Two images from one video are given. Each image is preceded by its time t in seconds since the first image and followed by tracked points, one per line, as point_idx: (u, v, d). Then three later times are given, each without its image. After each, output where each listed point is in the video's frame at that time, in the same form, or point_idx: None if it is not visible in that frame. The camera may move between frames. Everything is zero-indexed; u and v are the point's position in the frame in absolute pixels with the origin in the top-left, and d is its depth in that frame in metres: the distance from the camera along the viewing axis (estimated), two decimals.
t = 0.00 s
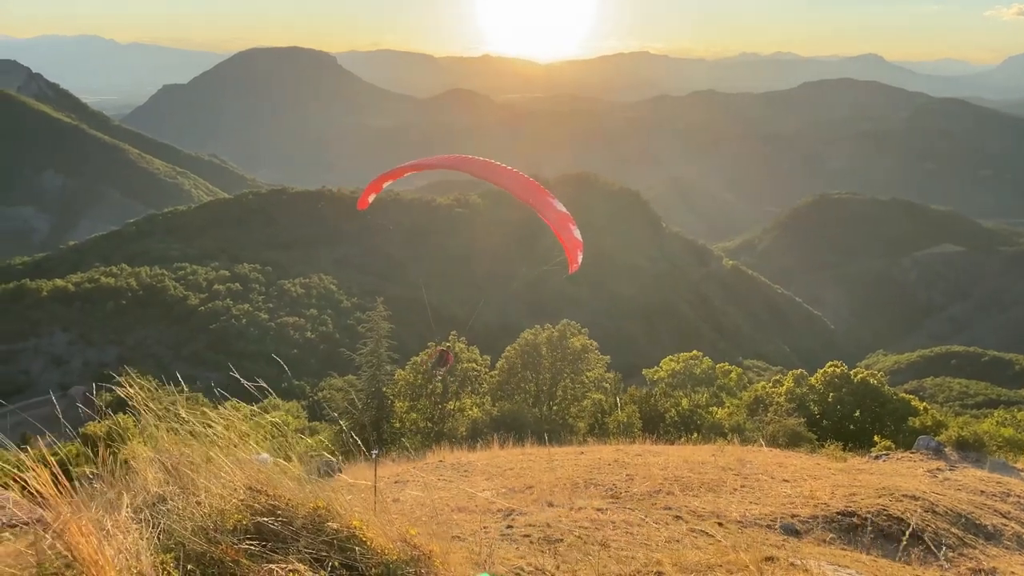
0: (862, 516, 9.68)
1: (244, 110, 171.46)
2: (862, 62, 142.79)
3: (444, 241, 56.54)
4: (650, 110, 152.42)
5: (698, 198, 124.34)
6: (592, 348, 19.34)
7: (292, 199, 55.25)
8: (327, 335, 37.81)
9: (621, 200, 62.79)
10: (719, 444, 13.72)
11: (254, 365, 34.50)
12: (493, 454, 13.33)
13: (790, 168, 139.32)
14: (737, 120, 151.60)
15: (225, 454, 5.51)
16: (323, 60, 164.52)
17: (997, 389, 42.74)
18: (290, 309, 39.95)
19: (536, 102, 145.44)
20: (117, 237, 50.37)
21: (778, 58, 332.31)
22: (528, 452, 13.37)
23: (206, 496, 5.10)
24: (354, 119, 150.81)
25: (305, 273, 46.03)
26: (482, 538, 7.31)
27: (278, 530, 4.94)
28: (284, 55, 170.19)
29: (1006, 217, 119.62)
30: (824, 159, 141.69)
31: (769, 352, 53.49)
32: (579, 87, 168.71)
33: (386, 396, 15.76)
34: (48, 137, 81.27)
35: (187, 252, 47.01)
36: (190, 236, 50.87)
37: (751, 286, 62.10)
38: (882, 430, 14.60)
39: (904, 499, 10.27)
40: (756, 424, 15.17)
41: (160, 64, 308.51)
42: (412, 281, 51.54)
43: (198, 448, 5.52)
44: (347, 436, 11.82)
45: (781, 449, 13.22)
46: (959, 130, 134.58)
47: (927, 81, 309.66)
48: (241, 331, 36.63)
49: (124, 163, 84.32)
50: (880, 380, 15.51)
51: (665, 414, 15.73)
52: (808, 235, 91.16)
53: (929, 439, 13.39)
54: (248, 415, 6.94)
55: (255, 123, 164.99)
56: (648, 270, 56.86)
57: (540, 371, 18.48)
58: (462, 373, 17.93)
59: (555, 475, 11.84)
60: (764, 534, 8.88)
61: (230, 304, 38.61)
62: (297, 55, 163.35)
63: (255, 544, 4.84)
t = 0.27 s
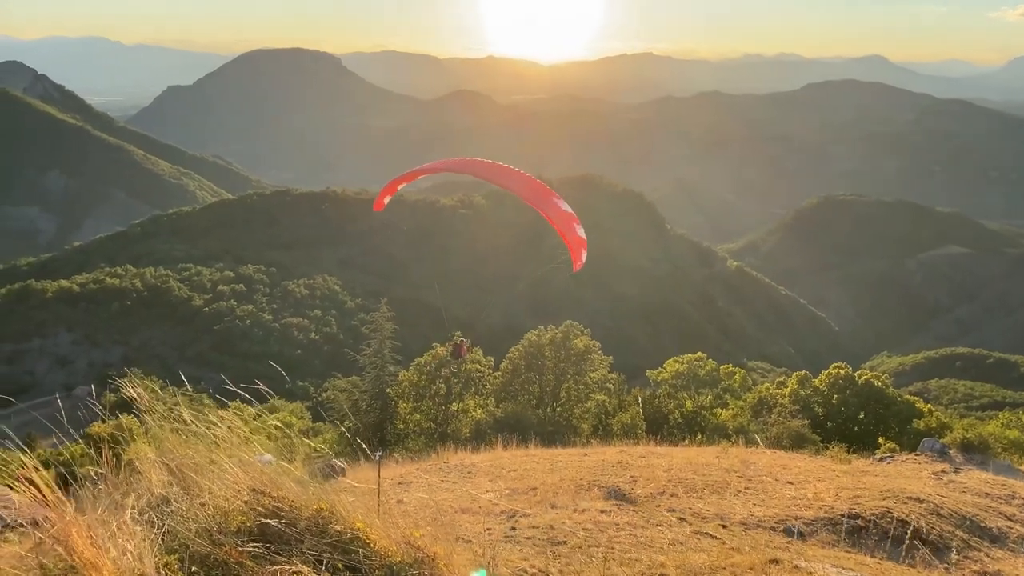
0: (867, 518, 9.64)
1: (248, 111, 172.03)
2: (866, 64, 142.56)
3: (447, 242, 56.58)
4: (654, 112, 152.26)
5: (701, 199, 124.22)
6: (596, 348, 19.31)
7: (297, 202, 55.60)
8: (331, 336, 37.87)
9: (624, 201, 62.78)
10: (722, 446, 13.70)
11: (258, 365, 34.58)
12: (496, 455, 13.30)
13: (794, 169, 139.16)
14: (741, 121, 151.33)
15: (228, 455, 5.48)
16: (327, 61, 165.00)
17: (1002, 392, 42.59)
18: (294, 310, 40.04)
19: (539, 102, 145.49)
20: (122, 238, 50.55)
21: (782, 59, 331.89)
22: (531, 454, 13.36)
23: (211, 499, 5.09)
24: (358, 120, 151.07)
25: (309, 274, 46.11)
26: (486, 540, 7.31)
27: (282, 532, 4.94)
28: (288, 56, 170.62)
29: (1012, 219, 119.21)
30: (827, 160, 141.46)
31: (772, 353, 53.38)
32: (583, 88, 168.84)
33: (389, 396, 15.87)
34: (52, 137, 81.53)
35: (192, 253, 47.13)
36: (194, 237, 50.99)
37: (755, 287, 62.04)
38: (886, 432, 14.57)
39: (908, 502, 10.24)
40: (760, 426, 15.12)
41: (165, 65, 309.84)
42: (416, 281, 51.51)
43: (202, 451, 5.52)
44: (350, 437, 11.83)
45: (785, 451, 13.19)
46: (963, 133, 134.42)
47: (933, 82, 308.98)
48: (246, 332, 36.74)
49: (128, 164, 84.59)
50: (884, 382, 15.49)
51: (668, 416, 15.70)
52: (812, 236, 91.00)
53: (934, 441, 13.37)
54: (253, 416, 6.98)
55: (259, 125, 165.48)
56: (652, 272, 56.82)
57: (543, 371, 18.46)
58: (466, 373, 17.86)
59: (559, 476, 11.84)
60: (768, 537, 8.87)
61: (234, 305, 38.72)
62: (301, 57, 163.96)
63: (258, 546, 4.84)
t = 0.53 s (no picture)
0: (870, 522, 9.63)
1: (251, 113, 172.39)
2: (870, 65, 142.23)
3: (450, 244, 56.64)
4: (657, 113, 152.12)
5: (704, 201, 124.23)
6: (599, 350, 19.29)
7: (300, 205, 55.77)
8: (334, 339, 37.88)
9: (627, 204, 62.77)
10: (725, 449, 13.71)
11: (260, 368, 34.61)
12: (499, 458, 13.30)
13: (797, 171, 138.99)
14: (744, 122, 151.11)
15: (232, 456, 5.51)
16: (330, 64, 165.36)
17: (1006, 395, 42.41)
18: (297, 312, 40.11)
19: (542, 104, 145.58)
20: (126, 240, 50.64)
21: (786, 60, 331.56)
22: (534, 456, 13.36)
23: (214, 499, 5.10)
24: (362, 122, 151.26)
25: (312, 277, 46.15)
26: (488, 542, 7.32)
27: (284, 533, 4.94)
28: (291, 58, 171.03)
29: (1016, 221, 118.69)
30: (831, 162, 141.20)
31: (776, 356, 53.27)
32: (586, 90, 168.93)
33: (392, 399, 15.95)
34: (56, 140, 81.87)
35: (195, 255, 47.24)
36: (198, 239, 51.14)
37: (758, 289, 61.93)
38: (890, 435, 14.54)
39: (912, 505, 10.21)
40: (764, 429, 15.11)
41: (169, 68, 310.52)
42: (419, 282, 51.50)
43: (206, 452, 5.54)
44: (353, 439, 11.82)
45: (788, 454, 13.17)
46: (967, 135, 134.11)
47: (937, 84, 308.20)
48: (249, 334, 36.81)
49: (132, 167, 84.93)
50: (888, 385, 15.46)
51: (671, 419, 15.69)
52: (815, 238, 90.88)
53: (937, 444, 13.32)
54: (256, 418, 6.99)
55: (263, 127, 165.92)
56: (655, 274, 56.77)
57: (545, 374, 18.48)
58: (470, 376, 17.83)
59: (561, 479, 11.83)
60: (771, 540, 8.84)
61: (237, 307, 38.81)
62: (304, 59, 164.28)
63: (260, 549, 4.83)
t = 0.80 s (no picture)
0: (874, 526, 9.61)
1: (254, 116, 172.76)
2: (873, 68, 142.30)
3: (452, 247, 56.68)
4: (660, 117, 152.21)
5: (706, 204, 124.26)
6: (602, 354, 19.29)
7: (303, 208, 55.85)
8: (337, 342, 37.94)
9: (629, 207, 62.79)
10: (728, 453, 13.70)
11: (263, 371, 34.66)
12: (501, 461, 13.31)
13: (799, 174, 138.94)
14: (746, 125, 151.00)
15: (236, 459, 5.49)
16: (333, 67, 165.85)
17: (1010, 398, 42.35)
18: (300, 315, 40.18)
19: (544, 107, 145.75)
20: (129, 243, 50.69)
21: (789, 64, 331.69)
22: (536, 460, 13.34)
23: (216, 504, 5.09)
24: (364, 125, 151.54)
25: (315, 280, 46.21)
26: (491, 547, 7.31)
27: (287, 538, 4.93)
28: (294, 62, 171.56)
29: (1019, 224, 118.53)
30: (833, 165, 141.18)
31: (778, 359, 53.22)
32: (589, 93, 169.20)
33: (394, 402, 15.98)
34: (59, 143, 82.08)
35: (199, 258, 47.32)
36: (201, 242, 51.22)
37: (761, 293, 61.92)
38: (893, 439, 14.53)
39: (915, 509, 10.19)
40: (766, 432, 15.09)
41: (173, 72, 311.24)
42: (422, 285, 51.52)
43: (208, 455, 5.53)
44: (356, 443, 11.82)
45: (791, 458, 13.15)
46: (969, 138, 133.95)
47: (939, 87, 308.11)
48: (252, 337, 36.90)
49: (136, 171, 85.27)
50: (891, 388, 15.46)
51: (673, 422, 15.68)
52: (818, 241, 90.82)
53: (941, 448, 13.31)
54: (259, 422, 6.98)
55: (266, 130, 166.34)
56: (657, 276, 56.78)
57: (548, 377, 18.49)
58: (472, 379, 17.87)
59: (564, 482, 11.84)
60: (775, 544, 8.84)
61: (240, 310, 38.89)
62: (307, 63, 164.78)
63: (262, 555, 4.82)
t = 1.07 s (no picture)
0: (876, 530, 9.59)
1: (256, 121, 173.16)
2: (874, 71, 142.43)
3: (454, 250, 56.71)
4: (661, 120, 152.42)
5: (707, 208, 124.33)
6: (604, 358, 19.30)
7: (305, 212, 55.90)
8: (338, 346, 37.97)
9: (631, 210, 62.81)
10: (730, 457, 13.70)
11: (265, 375, 34.68)
12: (503, 466, 13.28)
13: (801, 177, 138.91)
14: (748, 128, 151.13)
15: (237, 463, 5.48)
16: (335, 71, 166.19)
17: (1012, 403, 42.28)
18: (302, 319, 40.22)
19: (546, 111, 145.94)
20: (131, 247, 50.77)
21: (789, 68, 332.11)
22: (537, 465, 13.33)
23: (218, 509, 5.09)
24: (366, 128, 151.72)
25: (317, 284, 46.23)
26: (494, 552, 7.29)
27: (289, 543, 4.92)
28: (296, 66, 171.98)
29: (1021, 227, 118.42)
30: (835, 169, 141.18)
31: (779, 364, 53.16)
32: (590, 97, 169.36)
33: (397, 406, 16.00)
34: (61, 147, 82.24)
35: (200, 262, 47.39)
36: (203, 246, 51.29)
37: (762, 297, 61.91)
38: (896, 444, 14.50)
39: (918, 514, 10.17)
40: (769, 437, 15.07)
41: (175, 76, 311.98)
42: (423, 290, 51.55)
43: (210, 458, 5.53)
44: (357, 447, 11.84)
45: (794, 463, 13.14)
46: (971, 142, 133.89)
47: (939, 91, 308.18)
48: (253, 341, 36.94)
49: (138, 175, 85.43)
50: (893, 393, 15.45)
51: (675, 427, 15.66)
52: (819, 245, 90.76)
53: (944, 453, 13.28)
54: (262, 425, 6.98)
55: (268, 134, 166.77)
56: (659, 280, 56.77)
57: (549, 381, 18.49)
58: (474, 383, 17.92)
59: (565, 487, 11.83)
60: (776, 549, 8.82)
61: (242, 314, 38.95)
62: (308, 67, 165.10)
63: (263, 559, 4.81)
